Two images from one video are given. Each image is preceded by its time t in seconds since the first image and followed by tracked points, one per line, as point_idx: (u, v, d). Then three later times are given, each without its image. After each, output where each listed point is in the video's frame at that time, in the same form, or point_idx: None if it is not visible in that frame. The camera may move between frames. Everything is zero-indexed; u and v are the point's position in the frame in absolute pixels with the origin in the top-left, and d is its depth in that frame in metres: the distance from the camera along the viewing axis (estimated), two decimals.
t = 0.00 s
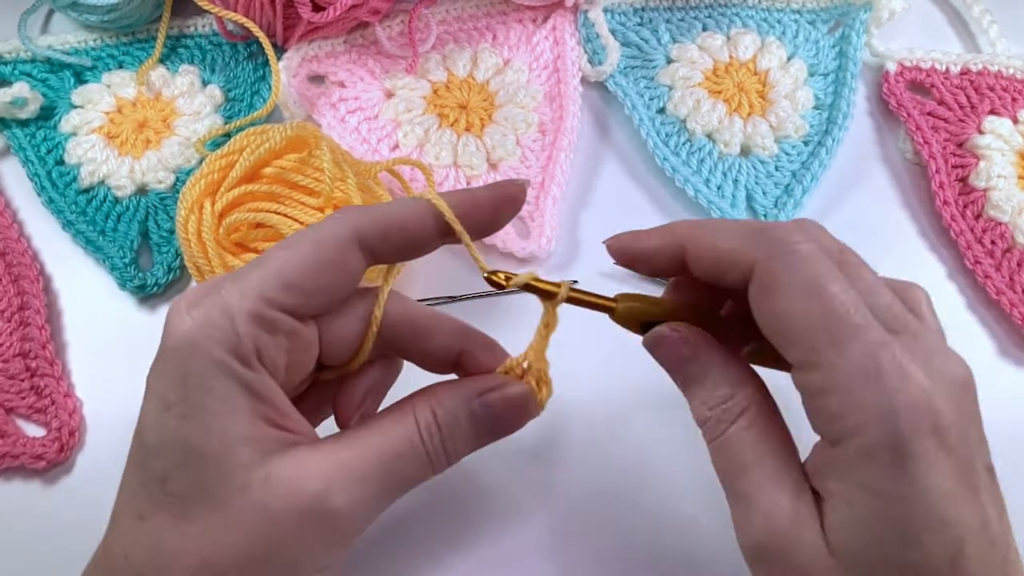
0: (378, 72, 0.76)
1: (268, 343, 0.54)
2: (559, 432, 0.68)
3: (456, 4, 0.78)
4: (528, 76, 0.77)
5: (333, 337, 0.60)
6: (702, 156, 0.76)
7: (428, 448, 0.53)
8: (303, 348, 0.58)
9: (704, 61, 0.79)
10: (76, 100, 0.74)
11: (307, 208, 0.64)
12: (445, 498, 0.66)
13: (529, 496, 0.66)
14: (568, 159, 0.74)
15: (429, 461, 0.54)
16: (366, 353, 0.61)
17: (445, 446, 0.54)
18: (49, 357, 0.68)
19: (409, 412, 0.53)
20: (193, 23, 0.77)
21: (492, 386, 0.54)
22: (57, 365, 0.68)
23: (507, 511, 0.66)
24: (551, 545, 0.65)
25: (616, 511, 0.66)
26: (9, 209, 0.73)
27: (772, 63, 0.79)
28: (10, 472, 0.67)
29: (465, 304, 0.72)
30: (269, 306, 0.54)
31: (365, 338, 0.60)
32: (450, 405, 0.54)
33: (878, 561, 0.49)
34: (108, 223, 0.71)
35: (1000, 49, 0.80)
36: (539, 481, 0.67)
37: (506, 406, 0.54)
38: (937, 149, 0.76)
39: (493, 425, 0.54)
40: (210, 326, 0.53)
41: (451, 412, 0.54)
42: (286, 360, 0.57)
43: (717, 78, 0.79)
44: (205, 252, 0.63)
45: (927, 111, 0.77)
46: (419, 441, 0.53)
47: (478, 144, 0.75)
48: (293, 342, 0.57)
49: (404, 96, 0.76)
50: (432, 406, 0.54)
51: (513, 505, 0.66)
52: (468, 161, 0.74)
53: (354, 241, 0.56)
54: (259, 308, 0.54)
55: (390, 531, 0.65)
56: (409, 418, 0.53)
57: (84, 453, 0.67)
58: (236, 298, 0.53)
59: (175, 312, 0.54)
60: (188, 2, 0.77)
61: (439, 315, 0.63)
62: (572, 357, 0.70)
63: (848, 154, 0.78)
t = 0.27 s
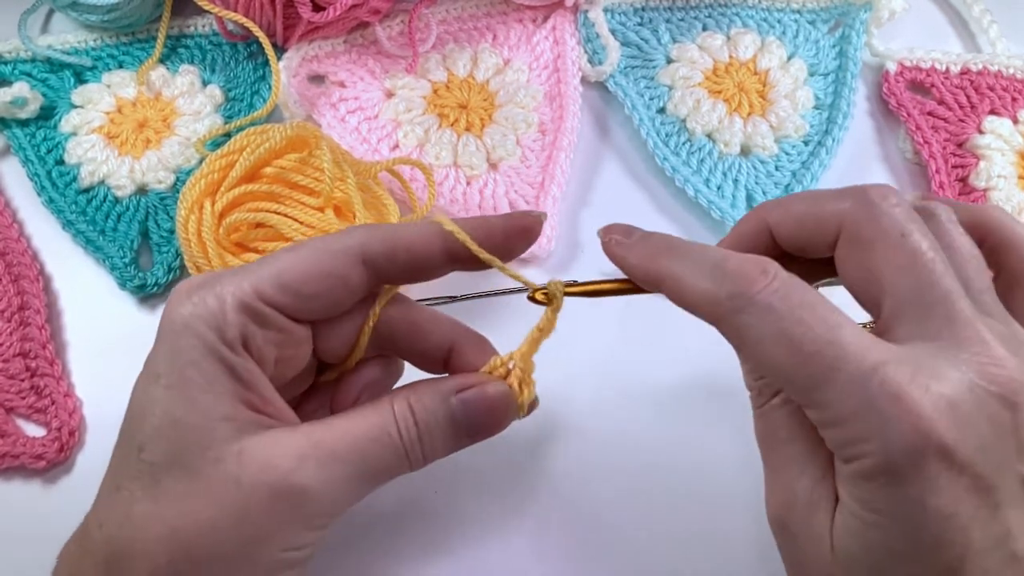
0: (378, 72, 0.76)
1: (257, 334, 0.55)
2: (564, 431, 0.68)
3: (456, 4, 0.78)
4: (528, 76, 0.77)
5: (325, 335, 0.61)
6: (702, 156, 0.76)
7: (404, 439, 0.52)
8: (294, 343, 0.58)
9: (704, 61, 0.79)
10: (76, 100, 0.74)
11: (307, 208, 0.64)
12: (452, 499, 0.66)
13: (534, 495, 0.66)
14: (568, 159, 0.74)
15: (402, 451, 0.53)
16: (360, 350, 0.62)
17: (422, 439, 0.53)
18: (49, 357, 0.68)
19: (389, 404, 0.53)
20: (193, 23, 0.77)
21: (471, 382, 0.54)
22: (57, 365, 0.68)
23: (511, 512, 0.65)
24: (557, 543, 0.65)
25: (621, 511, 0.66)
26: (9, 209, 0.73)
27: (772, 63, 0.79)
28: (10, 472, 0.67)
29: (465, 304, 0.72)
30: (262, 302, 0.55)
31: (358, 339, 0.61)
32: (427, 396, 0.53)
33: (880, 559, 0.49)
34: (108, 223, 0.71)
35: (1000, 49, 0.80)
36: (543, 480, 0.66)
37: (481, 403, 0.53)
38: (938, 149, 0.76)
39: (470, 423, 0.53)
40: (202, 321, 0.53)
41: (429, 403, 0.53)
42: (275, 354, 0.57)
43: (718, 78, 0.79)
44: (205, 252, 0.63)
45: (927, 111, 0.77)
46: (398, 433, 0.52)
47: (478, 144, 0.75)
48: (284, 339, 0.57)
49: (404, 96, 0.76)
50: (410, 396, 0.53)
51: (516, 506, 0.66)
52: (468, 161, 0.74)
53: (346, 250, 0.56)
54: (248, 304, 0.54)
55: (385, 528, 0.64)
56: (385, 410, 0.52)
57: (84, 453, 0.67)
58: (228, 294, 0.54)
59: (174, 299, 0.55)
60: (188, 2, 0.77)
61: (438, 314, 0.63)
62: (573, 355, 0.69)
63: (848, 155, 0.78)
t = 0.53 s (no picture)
0: (378, 72, 0.76)
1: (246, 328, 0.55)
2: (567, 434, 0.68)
3: (456, 4, 0.78)
4: (528, 76, 0.77)
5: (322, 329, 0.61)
6: (702, 156, 0.76)
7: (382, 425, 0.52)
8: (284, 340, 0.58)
9: (704, 60, 0.79)
10: (76, 99, 0.74)
11: (306, 208, 0.63)
12: (452, 502, 0.65)
13: (537, 497, 0.66)
14: (568, 159, 0.74)
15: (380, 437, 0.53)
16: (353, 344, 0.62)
17: (399, 427, 0.53)
18: (49, 357, 0.68)
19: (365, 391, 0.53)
20: (193, 23, 0.77)
21: (444, 367, 0.54)
22: (57, 365, 0.68)
23: (513, 512, 0.65)
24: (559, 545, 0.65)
25: (625, 512, 0.65)
26: (9, 209, 0.73)
27: (772, 63, 0.79)
28: (10, 472, 0.67)
29: (466, 303, 0.72)
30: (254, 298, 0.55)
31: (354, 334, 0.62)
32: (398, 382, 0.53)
33: (882, 558, 0.49)
34: (108, 222, 0.71)
35: (1000, 49, 0.80)
36: (544, 481, 0.66)
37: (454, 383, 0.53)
38: (938, 149, 0.76)
39: (446, 406, 0.54)
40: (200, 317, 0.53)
41: (402, 388, 0.53)
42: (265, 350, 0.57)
43: (718, 78, 0.79)
44: (205, 252, 0.63)
45: (927, 111, 0.77)
46: (374, 419, 0.52)
47: (478, 144, 0.75)
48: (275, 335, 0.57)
49: (404, 96, 0.76)
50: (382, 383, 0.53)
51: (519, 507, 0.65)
52: (468, 161, 0.74)
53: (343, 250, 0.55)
54: (244, 300, 0.54)
55: (388, 525, 0.64)
56: (362, 396, 0.53)
57: (84, 453, 0.67)
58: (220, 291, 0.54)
59: (170, 292, 0.55)
60: (188, 2, 0.77)
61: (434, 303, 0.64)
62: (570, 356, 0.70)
63: (848, 154, 0.78)
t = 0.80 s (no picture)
0: (378, 72, 0.77)
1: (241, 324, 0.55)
2: (569, 434, 0.67)
3: (456, 4, 0.78)
4: (528, 76, 0.77)
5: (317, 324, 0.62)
6: (702, 156, 0.76)
7: (372, 419, 0.52)
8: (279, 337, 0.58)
9: (704, 61, 0.79)
10: (76, 100, 0.74)
11: (306, 208, 0.63)
12: (453, 502, 0.65)
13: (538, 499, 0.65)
14: (568, 159, 0.74)
15: (373, 433, 0.52)
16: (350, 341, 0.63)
17: (391, 421, 0.52)
18: (49, 357, 0.68)
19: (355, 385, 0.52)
20: (193, 23, 0.77)
21: (435, 360, 0.54)
22: (57, 364, 0.68)
23: (514, 513, 0.65)
24: (560, 546, 0.64)
25: (626, 514, 0.65)
26: (9, 209, 0.73)
27: (772, 63, 0.79)
28: (10, 472, 0.67)
29: (467, 303, 0.72)
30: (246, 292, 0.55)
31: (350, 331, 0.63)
32: (389, 376, 0.53)
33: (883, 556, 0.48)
34: (108, 223, 0.71)
35: (1000, 49, 0.80)
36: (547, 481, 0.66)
37: (446, 375, 0.53)
38: (938, 149, 0.76)
39: (438, 401, 0.53)
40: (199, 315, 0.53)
41: (393, 382, 0.52)
42: (260, 344, 0.58)
43: (718, 78, 0.79)
44: (205, 252, 0.63)
45: (927, 111, 0.77)
46: (364, 413, 0.52)
47: (478, 144, 0.75)
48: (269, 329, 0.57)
49: (404, 96, 0.76)
50: (373, 377, 0.53)
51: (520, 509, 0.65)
52: (468, 161, 0.74)
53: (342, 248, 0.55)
54: (239, 294, 0.55)
55: (387, 520, 0.64)
56: (352, 390, 0.52)
57: (84, 453, 0.67)
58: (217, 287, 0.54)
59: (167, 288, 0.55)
60: (188, 3, 0.77)
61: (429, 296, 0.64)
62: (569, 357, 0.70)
63: (848, 154, 0.78)
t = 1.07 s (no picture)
0: (378, 72, 0.77)
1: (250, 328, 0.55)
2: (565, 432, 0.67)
3: (456, 4, 0.78)
4: (528, 76, 0.77)
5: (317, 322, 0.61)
6: (702, 156, 0.76)
7: (395, 418, 0.53)
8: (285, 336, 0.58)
9: (704, 61, 0.79)
10: (76, 100, 0.74)
11: (306, 208, 0.63)
12: (453, 500, 0.65)
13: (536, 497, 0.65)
14: (568, 159, 0.74)
15: (394, 431, 0.54)
16: (349, 337, 0.63)
17: (412, 418, 0.54)
18: (49, 357, 0.68)
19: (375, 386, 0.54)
20: (193, 23, 0.77)
21: (453, 360, 0.56)
22: (57, 365, 0.69)
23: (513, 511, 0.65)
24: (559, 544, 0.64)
25: (625, 512, 0.65)
26: (9, 209, 0.73)
27: (772, 63, 0.79)
28: (10, 472, 0.67)
29: (464, 305, 0.72)
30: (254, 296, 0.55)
31: (351, 326, 0.62)
32: (414, 378, 0.55)
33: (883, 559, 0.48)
34: (108, 222, 0.71)
35: (1000, 49, 0.80)
36: (546, 481, 0.66)
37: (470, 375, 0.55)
38: (937, 149, 0.76)
39: (463, 401, 0.55)
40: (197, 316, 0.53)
41: (418, 382, 0.55)
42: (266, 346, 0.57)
43: (718, 78, 0.79)
44: (205, 252, 0.63)
45: (927, 111, 0.77)
46: (387, 412, 0.53)
47: (478, 144, 0.75)
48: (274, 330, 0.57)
49: (404, 96, 0.76)
50: (399, 377, 0.55)
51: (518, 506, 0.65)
52: (468, 161, 0.74)
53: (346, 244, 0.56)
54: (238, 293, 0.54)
55: (386, 519, 0.65)
56: (372, 390, 0.54)
57: (84, 453, 0.67)
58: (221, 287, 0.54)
59: (163, 288, 0.54)
60: (188, 3, 0.77)
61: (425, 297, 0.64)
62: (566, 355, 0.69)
63: (848, 154, 0.78)
